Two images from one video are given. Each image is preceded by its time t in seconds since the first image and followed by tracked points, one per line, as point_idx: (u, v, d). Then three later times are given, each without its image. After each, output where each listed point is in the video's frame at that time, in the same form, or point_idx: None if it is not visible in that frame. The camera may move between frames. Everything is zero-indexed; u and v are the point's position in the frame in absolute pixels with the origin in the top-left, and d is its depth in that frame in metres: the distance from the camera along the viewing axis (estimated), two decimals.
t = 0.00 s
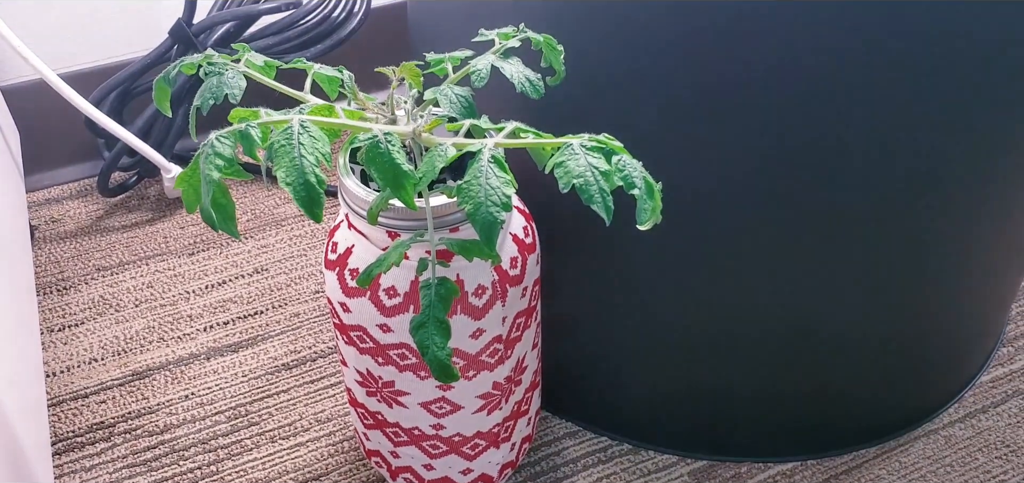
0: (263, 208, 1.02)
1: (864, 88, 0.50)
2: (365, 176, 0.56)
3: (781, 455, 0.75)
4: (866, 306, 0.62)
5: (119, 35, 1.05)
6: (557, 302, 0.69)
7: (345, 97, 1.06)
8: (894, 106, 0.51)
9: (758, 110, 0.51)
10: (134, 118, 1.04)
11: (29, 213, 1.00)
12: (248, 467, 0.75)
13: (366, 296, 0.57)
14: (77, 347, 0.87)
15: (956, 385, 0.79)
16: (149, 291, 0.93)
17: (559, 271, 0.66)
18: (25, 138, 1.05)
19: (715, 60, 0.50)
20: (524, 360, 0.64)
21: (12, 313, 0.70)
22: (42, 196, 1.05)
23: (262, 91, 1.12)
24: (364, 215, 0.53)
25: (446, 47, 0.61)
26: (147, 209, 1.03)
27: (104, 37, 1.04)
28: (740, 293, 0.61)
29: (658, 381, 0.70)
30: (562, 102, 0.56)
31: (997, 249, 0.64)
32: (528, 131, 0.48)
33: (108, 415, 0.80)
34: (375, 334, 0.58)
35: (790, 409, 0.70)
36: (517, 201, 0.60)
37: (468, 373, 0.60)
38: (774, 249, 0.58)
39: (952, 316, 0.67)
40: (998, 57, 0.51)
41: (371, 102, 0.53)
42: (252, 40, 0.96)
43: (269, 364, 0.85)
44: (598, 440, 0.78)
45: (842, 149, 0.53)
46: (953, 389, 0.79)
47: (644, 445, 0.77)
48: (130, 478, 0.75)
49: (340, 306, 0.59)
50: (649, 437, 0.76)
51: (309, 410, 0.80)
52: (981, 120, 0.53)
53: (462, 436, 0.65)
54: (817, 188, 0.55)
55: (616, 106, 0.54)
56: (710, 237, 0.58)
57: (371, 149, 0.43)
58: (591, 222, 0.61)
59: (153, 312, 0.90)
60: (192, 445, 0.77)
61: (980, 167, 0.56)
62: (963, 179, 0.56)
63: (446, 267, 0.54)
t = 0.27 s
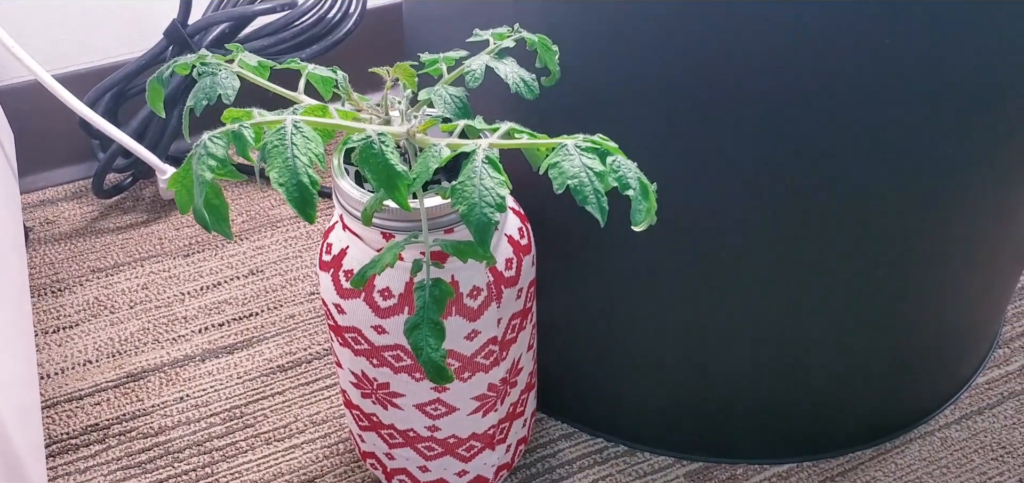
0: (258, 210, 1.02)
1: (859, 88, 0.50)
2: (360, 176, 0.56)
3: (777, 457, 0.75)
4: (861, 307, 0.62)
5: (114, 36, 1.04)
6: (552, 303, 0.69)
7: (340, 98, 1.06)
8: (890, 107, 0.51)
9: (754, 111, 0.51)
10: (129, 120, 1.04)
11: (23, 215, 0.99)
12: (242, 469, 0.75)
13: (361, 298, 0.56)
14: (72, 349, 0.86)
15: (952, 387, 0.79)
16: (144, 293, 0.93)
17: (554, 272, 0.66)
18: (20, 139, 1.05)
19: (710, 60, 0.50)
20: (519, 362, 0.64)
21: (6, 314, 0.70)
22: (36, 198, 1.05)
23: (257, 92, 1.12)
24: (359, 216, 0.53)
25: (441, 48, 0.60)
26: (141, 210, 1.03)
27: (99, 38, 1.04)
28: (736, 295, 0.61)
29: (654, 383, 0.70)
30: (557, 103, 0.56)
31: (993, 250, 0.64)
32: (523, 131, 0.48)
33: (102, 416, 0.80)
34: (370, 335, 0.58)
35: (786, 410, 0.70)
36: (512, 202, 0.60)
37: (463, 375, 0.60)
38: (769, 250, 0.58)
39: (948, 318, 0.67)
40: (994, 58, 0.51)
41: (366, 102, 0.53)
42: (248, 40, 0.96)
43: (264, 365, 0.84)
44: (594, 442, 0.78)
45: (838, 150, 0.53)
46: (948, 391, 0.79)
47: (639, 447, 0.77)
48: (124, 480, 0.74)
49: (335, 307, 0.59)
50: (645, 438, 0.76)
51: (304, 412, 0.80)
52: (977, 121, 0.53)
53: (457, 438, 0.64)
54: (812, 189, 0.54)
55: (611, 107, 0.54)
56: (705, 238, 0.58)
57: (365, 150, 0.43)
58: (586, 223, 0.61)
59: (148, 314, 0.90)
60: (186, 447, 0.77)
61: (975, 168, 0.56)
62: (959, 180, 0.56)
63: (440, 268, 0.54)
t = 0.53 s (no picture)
0: (255, 211, 1.02)
1: (855, 91, 0.50)
2: (356, 178, 0.56)
3: (774, 458, 0.75)
4: (857, 309, 0.63)
5: (111, 38, 1.04)
6: (549, 305, 0.69)
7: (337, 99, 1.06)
8: (885, 109, 0.51)
9: (749, 113, 0.51)
10: (126, 121, 1.04)
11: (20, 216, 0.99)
12: (239, 471, 0.75)
13: (357, 300, 0.56)
14: (68, 351, 0.86)
15: (948, 388, 0.79)
16: (141, 294, 0.92)
17: (551, 274, 0.66)
18: (17, 141, 1.05)
19: (706, 63, 0.50)
20: (516, 363, 0.64)
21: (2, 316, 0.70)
22: (33, 199, 1.05)
23: (254, 94, 1.12)
24: (356, 219, 0.53)
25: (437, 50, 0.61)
26: (138, 212, 1.03)
27: (95, 40, 1.04)
28: (732, 296, 0.61)
29: (650, 385, 0.70)
30: (553, 105, 0.56)
31: (989, 252, 0.64)
32: (519, 134, 0.48)
33: (99, 419, 0.80)
34: (367, 337, 0.58)
35: (783, 412, 0.70)
36: (509, 204, 0.60)
37: (460, 376, 0.60)
38: (765, 252, 0.58)
39: (943, 319, 0.67)
40: (988, 62, 0.51)
41: (362, 104, 0.53)
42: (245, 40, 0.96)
43: (261, 367, 0.84)
44: (591, 444, 0.78)
45: (833, 152, 0.53)
46: (945, 392, 0.79)
47: (636, 449, 0.77)
48: None
49: (332, 309, 0.59)
50: (642, 440, 0.76)
51: (301, 414, 0.80)
52: (972, 123, 0.53)
53: (454, 439, 0.64)
54: (808, 191, 0.55)
55: (608, 110, 0.54)
56: (701, 240, 0.58)
57: (361, 153, 0.43)
58: (583, 225, 0.61)
59: (144, 316, 0.90)
60: (183, 449, 0.77)
61: (970, 171, 0.56)
62: (954, 182, 0.56)
63: (437, 270, 0.54)
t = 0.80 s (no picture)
0: (253, 213, 1.02)
1: (850, 93, 0.51)
2: (355, 180, 0.56)
3: (771, 459, 0.75)
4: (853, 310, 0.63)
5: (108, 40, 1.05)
6: (547, 306, 0.69)
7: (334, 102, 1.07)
8: (880, 111, 0.52)
9: (746, 115, 0.52)
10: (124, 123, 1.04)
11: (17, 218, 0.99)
12: (237, 472, 0.75)
13: (356, 301, 0.57)
14: (66, 353, 0.86)
15: (944, 389, 0.79)
16: (139, 296, 0.93)
17: (548, 275, 0.66)
18: (14, 143, 1.05)
19: (702, 66, 0.51)
20: (514, 364, 0.64)
21: None
22: (31, 201, 1.05)
23: (251, 96, 1.12)
24: (354, 220, 0.53)
25: (435, 53, 0.61)
26: (136, 214, 1.03)
27: (93, 42, 1.04)
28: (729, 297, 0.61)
29: (647, 386, 0.70)
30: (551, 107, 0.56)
31: (984, 253, 0.64)
32: (517, 136, 0.48)
33: (97, 420, 0.80)
34: (365, 339, 0.58)
35: (779, 412, 0.70)
36: (506, 206, 0.60)
37: (458, 378, 0.60)
38: (762, 254, 0.58)
39: (939, 321, 0.68)
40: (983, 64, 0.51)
41: (361, 106, 0.53)
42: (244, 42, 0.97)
43: (258, 369, 0.84)
44: (588, 445, 0.78)
45: (829, 154, 0.53)
46: (940, 393, 0.79)
47: (633, 450, 0.77)
48: None
49: (330, 310, 0.59)
50: (639, 441, 0.76)
51: (298, 416, 0.80)
52: (967, 126, 0.54)
53: (452, 440, 0.65)
54: (803, 192, 0.55)
55: (605, 112, 0.54)
56: (698, 241, 0.58)
57: (360, 154, 0.43)
58: (580, 226, 0.61)
59: (142, 318, 0.90)
60: (181, 450, 0.77)
61: (965, 173, 0.56)
62: (949, 184, 0.57)
63: (435, 272, 0.54)
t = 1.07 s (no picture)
0: (252, 215, 1.03)
1: (847, 96, 0.51)
2: (354, 182, 0.57)
3: (768, 460, 0.76)
4: (850, 311, 0.63)
5: (107, 43, 1.05)
6: (545, 308, 0.69)
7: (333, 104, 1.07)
8: (877, 114, 0.52)
9: (743, 117, 0.52)
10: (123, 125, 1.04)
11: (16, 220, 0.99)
12: (237, 473, 0.75)
13: (355, 302, 0.57)
14: (65, 354, 0.86)
15: (941, 389, 0.79)
16: (138, 298, 0.93)
17: (546, 276, 0.67)
18: (13, 146, 1.05)
19: (700, 69, 0.51)
20: (513, 366, 0.64)
21: None
22: (30, 203, 1.05)
23: (250, 98, 1.12)
24: (354, 222, 0.53)
25: (436, 55, 0.61)
26: (135, 216, 1.03)
27: (92, 45, 1.04)
28: (727, 298, 0.62)
29: (646, 387, 0.70)
30: (551, 109, 0.56)
31: (980, 255, 0.65)
32: (516, 138, 0.49)
33: (96, 422, 0.80)
34: (364, 340, 0.58)
35: (777, 413, 0.71)
36: (506, 208, 0.60)
37: (457, 379, 0.60)
38: (760, 255, 0.59)
39: (936, 321, 0.68)
40: (979, 66, 0.51)
41: (361, 109, 0.53)
42: (244, 44, 0.97)
43: (258, 370, 0.85)
44: (586, 445, 0.78)
45: (827, 156, 0.54)
46: (937, 394, 0.80)
47: (631, 450, 0.77)
48: None
49: (329, 312, 0.59)
50: (637, 442, 0.77)
51: (298, 417, 0.80)
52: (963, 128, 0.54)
53: (451, 441, 0.65)
54: (801, 194, 0.55)
55: (604, 114, 0.55)
56: (696, 243, 0.59)
57: (360, 156, 0.43)
58: (579, 228, 0.61)
59: (142, 319, 0.90)
60: (181, 451, 0.77)
61: (962, 174, 0.57)
62: (946, 186, 0.57)
63: (434, 273, 0.54)
